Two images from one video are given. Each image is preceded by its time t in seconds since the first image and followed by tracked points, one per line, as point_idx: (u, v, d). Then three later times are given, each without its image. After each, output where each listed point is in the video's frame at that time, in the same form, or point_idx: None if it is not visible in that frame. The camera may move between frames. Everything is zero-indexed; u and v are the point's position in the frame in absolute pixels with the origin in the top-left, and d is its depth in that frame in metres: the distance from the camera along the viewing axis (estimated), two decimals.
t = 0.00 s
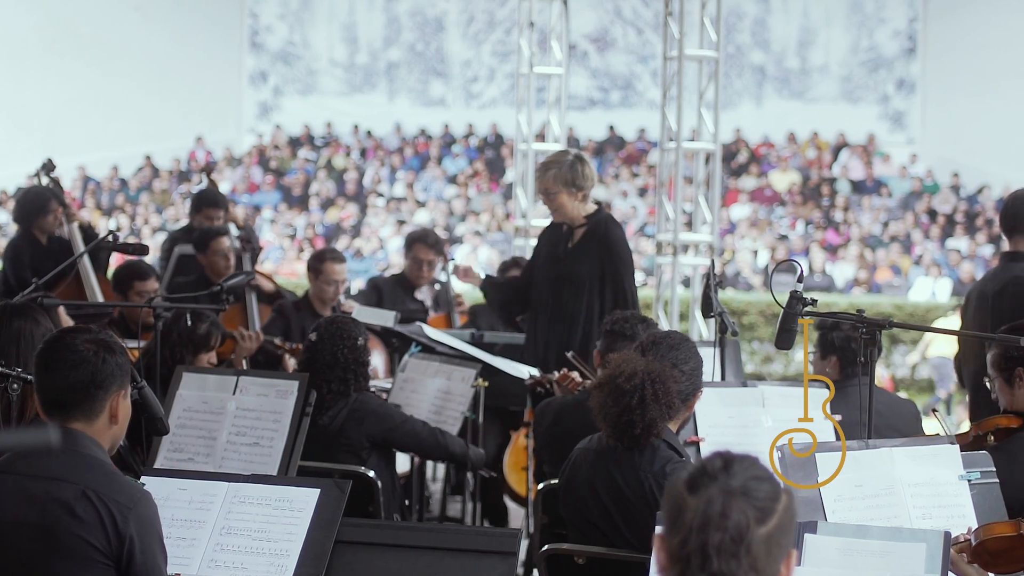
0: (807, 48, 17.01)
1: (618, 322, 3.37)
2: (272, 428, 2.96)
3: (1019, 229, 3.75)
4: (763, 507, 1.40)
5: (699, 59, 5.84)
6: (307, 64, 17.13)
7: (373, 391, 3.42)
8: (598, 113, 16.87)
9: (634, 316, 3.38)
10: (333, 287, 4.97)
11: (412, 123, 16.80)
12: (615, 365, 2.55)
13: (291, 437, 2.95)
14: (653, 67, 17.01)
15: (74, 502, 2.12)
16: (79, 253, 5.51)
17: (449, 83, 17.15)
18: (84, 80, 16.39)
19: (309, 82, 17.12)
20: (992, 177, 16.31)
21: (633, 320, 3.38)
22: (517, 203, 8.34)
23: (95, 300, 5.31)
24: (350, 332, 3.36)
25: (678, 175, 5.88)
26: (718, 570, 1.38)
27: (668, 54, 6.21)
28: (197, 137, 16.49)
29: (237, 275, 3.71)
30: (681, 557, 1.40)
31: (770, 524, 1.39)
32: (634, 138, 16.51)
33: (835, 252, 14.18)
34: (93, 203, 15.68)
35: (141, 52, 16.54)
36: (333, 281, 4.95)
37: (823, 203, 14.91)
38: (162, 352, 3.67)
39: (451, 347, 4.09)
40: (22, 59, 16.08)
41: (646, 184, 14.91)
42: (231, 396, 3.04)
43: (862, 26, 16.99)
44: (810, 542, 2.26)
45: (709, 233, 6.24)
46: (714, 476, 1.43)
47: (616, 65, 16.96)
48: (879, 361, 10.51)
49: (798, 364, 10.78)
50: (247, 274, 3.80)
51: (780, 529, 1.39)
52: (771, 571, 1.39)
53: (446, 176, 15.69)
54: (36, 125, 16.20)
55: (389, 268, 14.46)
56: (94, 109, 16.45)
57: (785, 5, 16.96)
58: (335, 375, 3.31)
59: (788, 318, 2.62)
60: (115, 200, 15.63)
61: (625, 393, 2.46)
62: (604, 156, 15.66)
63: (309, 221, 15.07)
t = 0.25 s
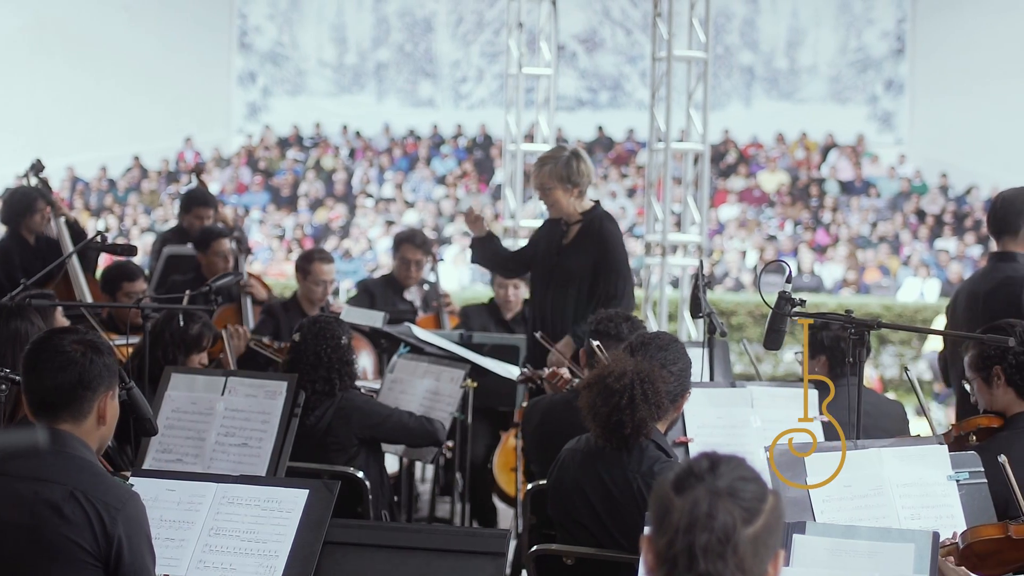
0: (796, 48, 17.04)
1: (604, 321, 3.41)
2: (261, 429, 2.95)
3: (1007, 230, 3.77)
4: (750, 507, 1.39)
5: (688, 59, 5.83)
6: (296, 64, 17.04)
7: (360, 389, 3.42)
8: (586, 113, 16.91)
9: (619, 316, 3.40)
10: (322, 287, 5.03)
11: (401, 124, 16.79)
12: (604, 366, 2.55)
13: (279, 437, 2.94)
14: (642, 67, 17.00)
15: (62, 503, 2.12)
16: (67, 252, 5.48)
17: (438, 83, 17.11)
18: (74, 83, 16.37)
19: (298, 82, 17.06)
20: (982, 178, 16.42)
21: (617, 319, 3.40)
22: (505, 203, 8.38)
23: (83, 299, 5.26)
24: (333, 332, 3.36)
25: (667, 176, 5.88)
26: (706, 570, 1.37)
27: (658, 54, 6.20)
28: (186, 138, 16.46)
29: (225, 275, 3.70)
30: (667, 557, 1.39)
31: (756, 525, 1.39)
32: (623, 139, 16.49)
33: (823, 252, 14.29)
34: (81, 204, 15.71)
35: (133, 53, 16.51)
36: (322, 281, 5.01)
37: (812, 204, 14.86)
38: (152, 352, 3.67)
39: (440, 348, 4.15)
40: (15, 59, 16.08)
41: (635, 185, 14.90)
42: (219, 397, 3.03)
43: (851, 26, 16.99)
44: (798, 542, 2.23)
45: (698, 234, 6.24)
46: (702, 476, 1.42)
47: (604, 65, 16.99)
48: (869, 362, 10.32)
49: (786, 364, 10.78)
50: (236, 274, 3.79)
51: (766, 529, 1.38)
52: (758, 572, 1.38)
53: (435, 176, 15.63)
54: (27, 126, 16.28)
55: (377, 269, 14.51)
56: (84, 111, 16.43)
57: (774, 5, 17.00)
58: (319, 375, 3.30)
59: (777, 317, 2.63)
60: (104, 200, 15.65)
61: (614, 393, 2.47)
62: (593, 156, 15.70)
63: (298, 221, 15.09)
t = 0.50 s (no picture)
0: (785, 49, 17.13)
1: (588, 322, 3.44)
2: (249, 430, 2.95)
3: (1001, 229, 3.77)
4: (737, 508, 1.39)
5: (677, 60, 5.84)
6: (284, 65, 17.06)
7: (351, 393, 3.42)
8: (575, 114, 16.88)
9: (602, 315, 3.43)
10: (310, 288, 5.04)
11: (389, 124, 16.88)
12: (588, 365, 2.56)
13: (267, 439, 2.93)
14: (631, 69, 16.99)
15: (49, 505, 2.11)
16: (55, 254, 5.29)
17: (427, 84, 17.14)
18: (61, 84, 16.28)
19: (286, 83, 17.12)
20: (970, 178, 16.27)
21: (600, 319, 3.43)
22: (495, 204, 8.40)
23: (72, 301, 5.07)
24: (326, 333, 3.37)
25: (657, 177, 5.88)
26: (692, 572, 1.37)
27: (646, 56, 6.21)
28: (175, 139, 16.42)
29: (213, 277, 3.69)
30: (653, 559, 1.39)
31: (743, 526, 1.39)
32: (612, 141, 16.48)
33: (812, 253, 14.27)
34: (69, 205, 15.72)
35: (125, 55, 16.51)
36: (310, 282, 5.02)
37: (801, 204, 14.89)
38: (144, 355, 3.67)
39: (429, 348, 4.12)
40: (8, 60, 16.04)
41: (624, 186, 14.87)
42: (208, 398, 3.03)
43: (839, 27, 17.02)
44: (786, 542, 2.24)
45: (687, 235, 6.26)
46: (689, 477, 1.42)
47: (593, 66, 16.99)
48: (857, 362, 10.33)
49: (775, 365, 10.86)
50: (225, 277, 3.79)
51: (753, 531, 1.39)
52: (745, 573, 1.38)
53: (423, 177, 15.58)
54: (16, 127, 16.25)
55: (366, 270, 14.56)
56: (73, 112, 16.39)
57: (762, 7, 17.13)
58: (309, 378, 3.31)
59: (765, 319, 2.63)
60: (92, 202, 15.67)
61: (598, 391, 2.47)
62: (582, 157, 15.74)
63: (287, 222, 15.09)
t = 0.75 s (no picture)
0: (770, 51, 17.01)
1: (574, 323, 3.44)
2: (235, 431, 2.94)
3: (999, 231, 3.66)
4: (724, 509, 1.39)
5: (663, 61, 5.83)
6: (270, 66, 16.84)
7: (338, 393, 3.42)
8: (560, 115, 16.91)
9: (588, 317, 3.44)
10: (295, 288, 5.05)
11: (375, 126, 16.66)
12: (569, 365, 2.57)
13: (253, 439, 2.93)
14: (616, 70, 17.00)
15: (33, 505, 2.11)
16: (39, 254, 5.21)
17: (413, 86, 16.91)
18: (46, 86, 16.38)
19: (271, 85, 16.84)
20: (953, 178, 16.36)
21: (586, 320, 3.44)
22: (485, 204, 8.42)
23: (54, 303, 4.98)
24: (309, 332, 3.36)
25: (641, 178, 5.89)
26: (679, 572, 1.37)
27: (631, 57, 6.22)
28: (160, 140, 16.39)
29: (198, 278, 3.69)
30: (640, 561, 1.39)
31: (730, 526, 1.39)
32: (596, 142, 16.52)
33: (797, 253, 14.31)
34: (55, 206, 15.76)
35: (110, 57, 16.49)
36: (294, 281, 5.03)
37: (787, 205, 14.88)
38: (131, 355, 3.69)
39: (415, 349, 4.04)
40: None
41: (608, 186, 14.99)
42: (193, 399, 3.02)
43: (824, 29, 16.96)
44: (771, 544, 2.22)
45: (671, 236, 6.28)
46: (676, 478, 1.42)
47: (578, 67, 16.99)
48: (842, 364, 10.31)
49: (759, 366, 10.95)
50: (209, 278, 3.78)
51: (739, 532, 1.38)
52: (731, 573, 1.38)
53: (409, 179, 15.67)
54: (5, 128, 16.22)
55: (351, 271, 14.67)
56: (56, 114, 16.43)
57: (748, 7, 17.01)
58: (297, 378, 3.31)
59: (751, 318, 2.62)
60: (77, 202, 15.72)
61: (579, 390, 2.48)
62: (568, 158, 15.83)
63: (272, 224, 15.21)
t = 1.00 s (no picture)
0: (751, 50, 17.17)
1: (555, 323, 3.45)
2: (214, 431, 2.94)
3: (982, 233, 3.65)
4: (700, 509, 1.38)
5: (643, 62, 5.82)
6: (250, 66, 17.09)
7: (318, 394, 3.43)
8: (541, 115, 16.89)
9: (569, 317, 3.45)
10: (273, 289, 5.04)
11: (355, 126, 16.92)
12: (546, 365, 2.58)
13: (233, 438, 2.93)
14: (597, 70, 17.02)
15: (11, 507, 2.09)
16: (21, 254, 5.33)
17: (393, 85, 17.11)
18: (25, 90, 16.57)
19: (252, 85, 17.09)
20: (934, 178, 16.44)
21: (567, 321, 3.44)
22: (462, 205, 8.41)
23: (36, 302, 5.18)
24: (287, 332, 3.36)
25: (621, 179, 5.89)
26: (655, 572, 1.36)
27: (611, 58, 6.22)
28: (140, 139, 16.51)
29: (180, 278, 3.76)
30: (617, 560, 1.37)
31: (706, 526, 1.37)
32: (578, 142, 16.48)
33: (777, 254, 14.13)
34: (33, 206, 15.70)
35: (90, 62, 16.76)
36: (273, 282, 5.02)
37: (766, 205, 14.99)
38: (109, 356, 3.67)
39: (394, 349, 4.04)
40: None
41: (589, 187, 14.82)
42: (173, 400, 3.02)
43: (804, 29, 17.12)
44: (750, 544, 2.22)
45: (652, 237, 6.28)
46: (652, 479, 1.40)
47: (558, 67, 17.01)
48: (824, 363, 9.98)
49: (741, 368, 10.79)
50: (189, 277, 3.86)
51: (716, 531, 1.37)
52: (708, 573, 1.37)
53: (389, 179, 15.55)
54: None
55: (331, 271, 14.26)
56: (35, 115, 16.62)
57: (727, 7, 17.16)
58: (274, 378, 3.32)
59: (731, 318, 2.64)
60: (56, 203, 15.68)
61: (556, 389, 2.50)
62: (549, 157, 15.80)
63: (252, 224, 14.96)
